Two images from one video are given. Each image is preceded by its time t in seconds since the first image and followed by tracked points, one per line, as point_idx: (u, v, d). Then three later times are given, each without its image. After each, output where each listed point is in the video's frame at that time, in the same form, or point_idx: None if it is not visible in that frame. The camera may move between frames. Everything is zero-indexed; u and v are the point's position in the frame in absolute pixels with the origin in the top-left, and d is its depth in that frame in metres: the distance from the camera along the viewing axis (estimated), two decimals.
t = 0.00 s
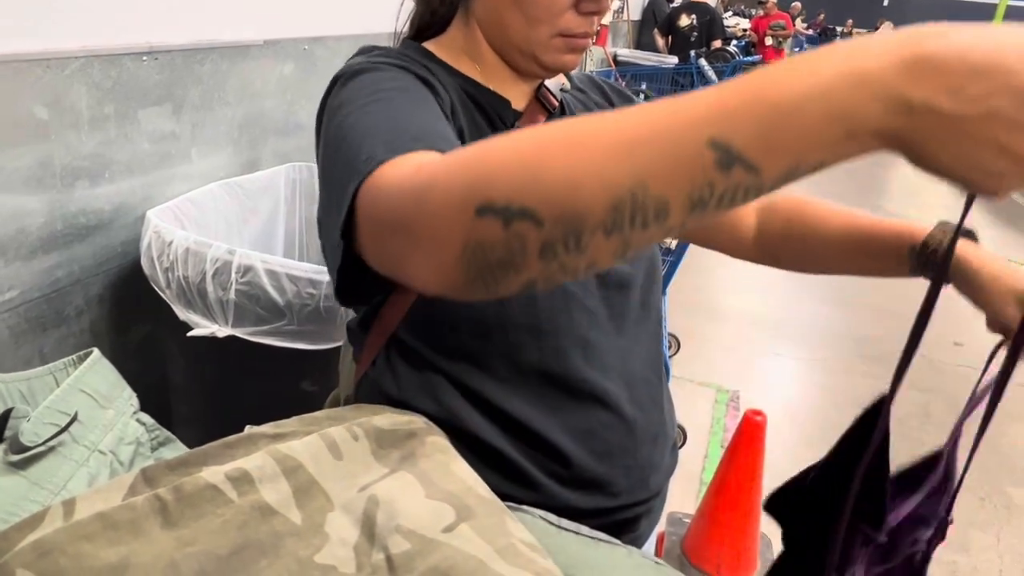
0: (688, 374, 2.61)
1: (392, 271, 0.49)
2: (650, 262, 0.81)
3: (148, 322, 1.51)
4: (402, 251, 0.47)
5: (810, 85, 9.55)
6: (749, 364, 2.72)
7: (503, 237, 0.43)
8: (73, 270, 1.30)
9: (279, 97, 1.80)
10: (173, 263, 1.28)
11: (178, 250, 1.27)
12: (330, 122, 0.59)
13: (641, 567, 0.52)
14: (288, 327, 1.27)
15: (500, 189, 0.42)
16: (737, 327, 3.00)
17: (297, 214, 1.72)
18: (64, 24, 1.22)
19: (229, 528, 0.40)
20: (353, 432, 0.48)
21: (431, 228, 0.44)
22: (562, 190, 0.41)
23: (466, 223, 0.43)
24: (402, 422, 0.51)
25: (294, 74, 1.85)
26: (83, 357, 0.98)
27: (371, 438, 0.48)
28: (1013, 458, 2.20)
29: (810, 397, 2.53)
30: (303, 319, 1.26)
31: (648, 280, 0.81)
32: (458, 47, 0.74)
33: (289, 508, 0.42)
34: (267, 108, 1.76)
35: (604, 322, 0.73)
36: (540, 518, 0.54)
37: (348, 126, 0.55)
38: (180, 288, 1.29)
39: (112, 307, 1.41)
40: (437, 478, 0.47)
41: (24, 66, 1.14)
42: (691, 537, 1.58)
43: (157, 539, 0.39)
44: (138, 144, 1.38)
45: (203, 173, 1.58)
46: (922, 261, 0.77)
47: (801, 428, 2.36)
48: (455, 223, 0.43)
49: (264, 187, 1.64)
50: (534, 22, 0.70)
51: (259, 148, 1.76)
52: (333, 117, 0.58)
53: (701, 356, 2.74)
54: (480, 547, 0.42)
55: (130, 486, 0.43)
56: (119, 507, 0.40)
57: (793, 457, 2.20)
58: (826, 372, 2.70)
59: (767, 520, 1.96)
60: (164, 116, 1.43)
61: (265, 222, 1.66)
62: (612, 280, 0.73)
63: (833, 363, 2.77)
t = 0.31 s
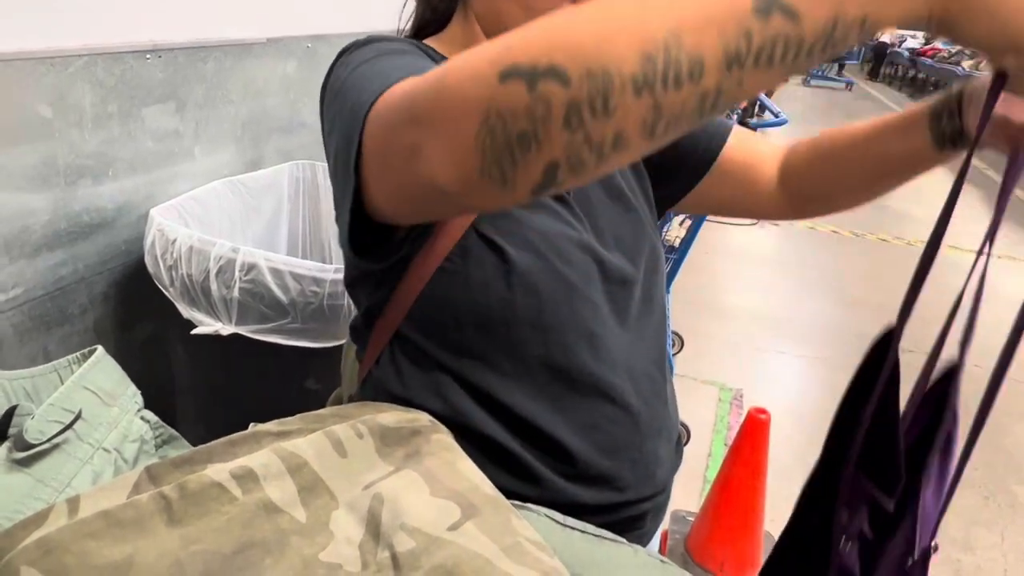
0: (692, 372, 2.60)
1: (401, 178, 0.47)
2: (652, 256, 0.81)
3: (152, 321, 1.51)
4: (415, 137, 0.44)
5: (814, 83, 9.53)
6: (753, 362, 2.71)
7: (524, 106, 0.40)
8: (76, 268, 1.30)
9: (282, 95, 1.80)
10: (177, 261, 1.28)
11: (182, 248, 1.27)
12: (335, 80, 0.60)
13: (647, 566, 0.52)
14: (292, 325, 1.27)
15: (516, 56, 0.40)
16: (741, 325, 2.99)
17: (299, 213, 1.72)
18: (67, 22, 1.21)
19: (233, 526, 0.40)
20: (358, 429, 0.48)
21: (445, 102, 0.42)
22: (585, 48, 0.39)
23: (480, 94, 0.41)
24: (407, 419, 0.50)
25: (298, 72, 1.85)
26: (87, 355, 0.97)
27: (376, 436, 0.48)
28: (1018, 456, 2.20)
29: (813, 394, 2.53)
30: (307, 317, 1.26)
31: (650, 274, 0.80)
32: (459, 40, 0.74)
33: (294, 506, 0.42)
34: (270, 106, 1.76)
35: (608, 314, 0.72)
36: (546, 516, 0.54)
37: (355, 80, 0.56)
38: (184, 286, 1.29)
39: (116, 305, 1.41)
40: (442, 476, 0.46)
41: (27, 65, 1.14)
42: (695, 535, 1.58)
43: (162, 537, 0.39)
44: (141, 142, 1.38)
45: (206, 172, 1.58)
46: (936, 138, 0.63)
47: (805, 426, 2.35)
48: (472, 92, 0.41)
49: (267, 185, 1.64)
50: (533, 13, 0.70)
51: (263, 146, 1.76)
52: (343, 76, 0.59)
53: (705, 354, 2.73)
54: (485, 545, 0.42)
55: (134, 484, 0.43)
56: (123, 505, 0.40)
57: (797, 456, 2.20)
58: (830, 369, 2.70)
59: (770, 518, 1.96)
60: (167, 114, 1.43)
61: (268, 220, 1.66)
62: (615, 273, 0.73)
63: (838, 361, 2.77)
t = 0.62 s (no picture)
0: (692, 371, 2.60)
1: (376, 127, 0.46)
2: (646, 252, 0.81)
3: (151, 320, 1.51)
4: (381, 75, 0.43)
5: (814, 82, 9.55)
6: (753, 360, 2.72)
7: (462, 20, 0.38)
8: (75, 267, 1.30)
9: (281, 93, 1.80)
10: (175, 261, 1.28)
11: (180, 247, 1.27)
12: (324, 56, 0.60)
13: (643, 565, 0.51)
14: (291, 324, 1.27)
15: None
16: (741, 323, 2.99)
17: (299, 214, 1.72)
18: (64, 21, 1.21)
19: (224, 525, 0.40)
20: (350, 428, 0.48)
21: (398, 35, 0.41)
22: None
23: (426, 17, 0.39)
24: (399, 417, 0.50)
25: (296, 71, 1.84)
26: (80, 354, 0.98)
27: (368, 434, 0.48)
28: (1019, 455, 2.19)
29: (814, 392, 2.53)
30: (305, 316, 1.25)
31: (644, 270, 0.80)
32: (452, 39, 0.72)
33: (285, 504, 0.42)
34: (269, 105, 1.76)
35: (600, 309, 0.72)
36: (540, 515, 0.54)
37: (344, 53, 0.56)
38: (182, 286, 1.29)
39: (115, 304, 1.41)
40: (435, 475, 0.46)
41: (25, 63, 1.14)
42: (694, 534, 1.58)
43: (152, 535, 0.39)
44: (139, 141, 1.38)
45: (205, 171, 1.58)
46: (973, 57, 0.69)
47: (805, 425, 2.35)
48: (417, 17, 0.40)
49: (265, 184, 1.64)
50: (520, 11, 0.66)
51: (261, 145, 1.76)
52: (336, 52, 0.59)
53: (705, 352, 2.73)
54: (477, 544, 0.42)
55: (125, 483, 0.43)
56: (113, 504, 0.40)
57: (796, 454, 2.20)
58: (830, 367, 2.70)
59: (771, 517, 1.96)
60: (165, 113, 1.43)
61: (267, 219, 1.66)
62: (606, 270, 0.73)
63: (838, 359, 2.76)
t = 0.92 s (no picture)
0: (692, 370, 2.60)
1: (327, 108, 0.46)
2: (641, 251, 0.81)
3: (149, 321, 1.51)
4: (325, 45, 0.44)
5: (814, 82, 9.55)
6: (753, 359, 2.72)
7: None
8: (73, 269, 1.30)
9: (279, 94, 1.80)
10: (172, 262, 1.28)
11: (177, 248, 1.27)
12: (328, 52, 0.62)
13: (634, 569, 0.51)
14: (288, 325, 1.26)
15: None
16: (742, 322, 3.00)
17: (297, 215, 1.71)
18: (61, 22, 1.21)
19: (212, 529, 0.40)
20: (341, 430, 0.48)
21: None
22: None
23: None
24: (389, 419, 0.50)
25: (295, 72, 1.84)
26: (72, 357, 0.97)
27: (359, 436, 0.48)
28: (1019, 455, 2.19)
29: (814, 391, 2.53)
30: (302, 317, 1.25)
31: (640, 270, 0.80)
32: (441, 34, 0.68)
33: (274, 508, 0.42)
34: (267, 106, 1.76)
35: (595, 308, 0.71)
36: (532, 518, 0.53)
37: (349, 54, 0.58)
38: (179, 287, 1.29)
39: (113, 305, 1.41)
40: (425, 478, 0.46)
41: (21, 65, 1.13)
42: (694, 535, 1.58)
43: (139, 540, 0.39)
44: (137, 142, 1.38)
45: (202, 172, 1.58)
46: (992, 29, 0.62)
47: (804, 424, 2.35)
48: None
49: (263, 185, 1.64)
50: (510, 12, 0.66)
51: (260, 146, 1.76)
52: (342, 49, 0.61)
53: (705, 352, 2.73)
54: (466, 548, 0.42)
55: (113, 487, 0.43)
56: (102, 508, 0.40)
57: (796, 454, 2.20)
58: (831, 366, 2.70)
59: (771, 516, 1.96)
60: (162, 114, 1.43)
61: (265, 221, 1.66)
62: (600, 269, 0.72)
63: (838, 358, 2.76)
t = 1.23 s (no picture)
0: (694, 368, 2.60)
1: (371, 145, 0.44)
2: (644, 251, 0.81)
3: (151, 321, 1.52)
4: (385, 75, 0.40)
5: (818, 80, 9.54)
6: (756, 356, 2.72)
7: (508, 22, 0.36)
8: (74, 269, 1.30)
9: (280, 94, 1.80)
10: (173, 262, 1.29)
11: (178, 248, 1.27)
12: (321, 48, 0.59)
13: (627, 567, 0.52)
14: (289, 324, 1.27)
15: None
16: (745, 320, 3.00)
17: (299, 214, 1.72)
18: (62, 23, 1.22)
19: (207, 528, 0.40)
20: (336, 430, 0.48)
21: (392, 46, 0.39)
22: None
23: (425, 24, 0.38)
24: (384, 419, 0.51)
25: (295, 71, 1.85)
26: (71, 356, 0.98)
27: (353, 436, 0.48)
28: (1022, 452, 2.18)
29: (817, 389, 2.53)
30: (302, 316, 1.25)
31: (643, 271, 0.80)
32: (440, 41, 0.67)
33: (268, 507, 0.42)
34: (268, 106, 1.76)
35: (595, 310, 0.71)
36: (525, 515, 0.54)
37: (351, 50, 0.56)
38: (180, 286, 1.29)
39: (115, 305, 1.41)
40: (420, 477, 0.46)
41: (21, 67, 1.14)
42: (695, 533, 1.59)
43: (134, 539, 0.39)
44: (138, 142, 1.38)
45: (204, 172, 1.58)
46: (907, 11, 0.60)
47: (806, 421, 2.35)
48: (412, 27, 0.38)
49: (264, 185, 1.64)
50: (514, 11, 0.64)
51: (261, 145, 1.77)
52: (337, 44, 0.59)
53: (708, 349, 2.73)
54: (459, 546, 0.42)
55: (109, 487, 0.43)
56: (98, 506, 0.40)
57: (798, 451, 2.20)
58: (834, 363, 2.70)
59: (772, 512, 1.97)
60: (163, 114, 1.43)
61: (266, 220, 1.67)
62: (603, 271, 0.72)
63: (840, 356, 2.76)
